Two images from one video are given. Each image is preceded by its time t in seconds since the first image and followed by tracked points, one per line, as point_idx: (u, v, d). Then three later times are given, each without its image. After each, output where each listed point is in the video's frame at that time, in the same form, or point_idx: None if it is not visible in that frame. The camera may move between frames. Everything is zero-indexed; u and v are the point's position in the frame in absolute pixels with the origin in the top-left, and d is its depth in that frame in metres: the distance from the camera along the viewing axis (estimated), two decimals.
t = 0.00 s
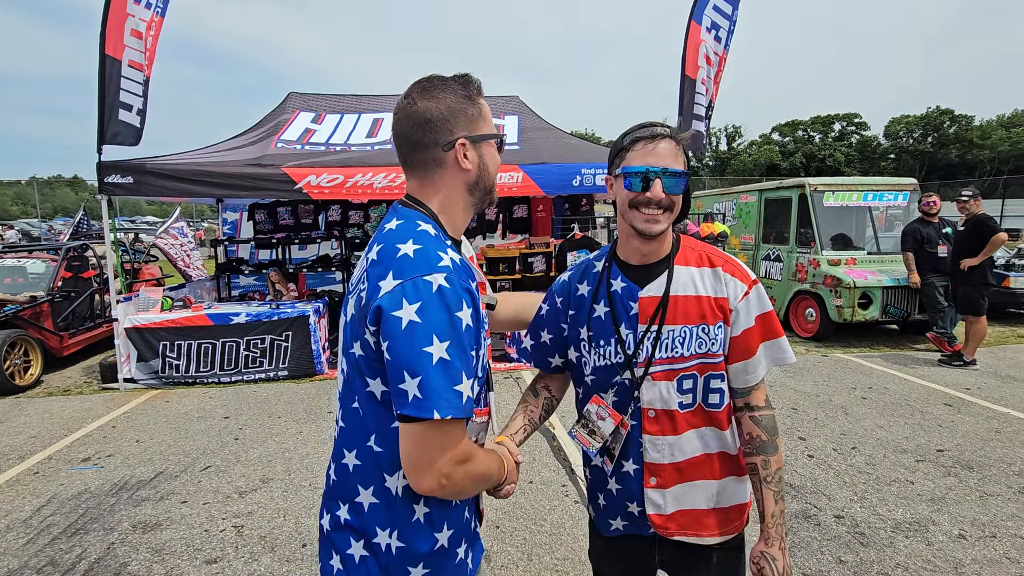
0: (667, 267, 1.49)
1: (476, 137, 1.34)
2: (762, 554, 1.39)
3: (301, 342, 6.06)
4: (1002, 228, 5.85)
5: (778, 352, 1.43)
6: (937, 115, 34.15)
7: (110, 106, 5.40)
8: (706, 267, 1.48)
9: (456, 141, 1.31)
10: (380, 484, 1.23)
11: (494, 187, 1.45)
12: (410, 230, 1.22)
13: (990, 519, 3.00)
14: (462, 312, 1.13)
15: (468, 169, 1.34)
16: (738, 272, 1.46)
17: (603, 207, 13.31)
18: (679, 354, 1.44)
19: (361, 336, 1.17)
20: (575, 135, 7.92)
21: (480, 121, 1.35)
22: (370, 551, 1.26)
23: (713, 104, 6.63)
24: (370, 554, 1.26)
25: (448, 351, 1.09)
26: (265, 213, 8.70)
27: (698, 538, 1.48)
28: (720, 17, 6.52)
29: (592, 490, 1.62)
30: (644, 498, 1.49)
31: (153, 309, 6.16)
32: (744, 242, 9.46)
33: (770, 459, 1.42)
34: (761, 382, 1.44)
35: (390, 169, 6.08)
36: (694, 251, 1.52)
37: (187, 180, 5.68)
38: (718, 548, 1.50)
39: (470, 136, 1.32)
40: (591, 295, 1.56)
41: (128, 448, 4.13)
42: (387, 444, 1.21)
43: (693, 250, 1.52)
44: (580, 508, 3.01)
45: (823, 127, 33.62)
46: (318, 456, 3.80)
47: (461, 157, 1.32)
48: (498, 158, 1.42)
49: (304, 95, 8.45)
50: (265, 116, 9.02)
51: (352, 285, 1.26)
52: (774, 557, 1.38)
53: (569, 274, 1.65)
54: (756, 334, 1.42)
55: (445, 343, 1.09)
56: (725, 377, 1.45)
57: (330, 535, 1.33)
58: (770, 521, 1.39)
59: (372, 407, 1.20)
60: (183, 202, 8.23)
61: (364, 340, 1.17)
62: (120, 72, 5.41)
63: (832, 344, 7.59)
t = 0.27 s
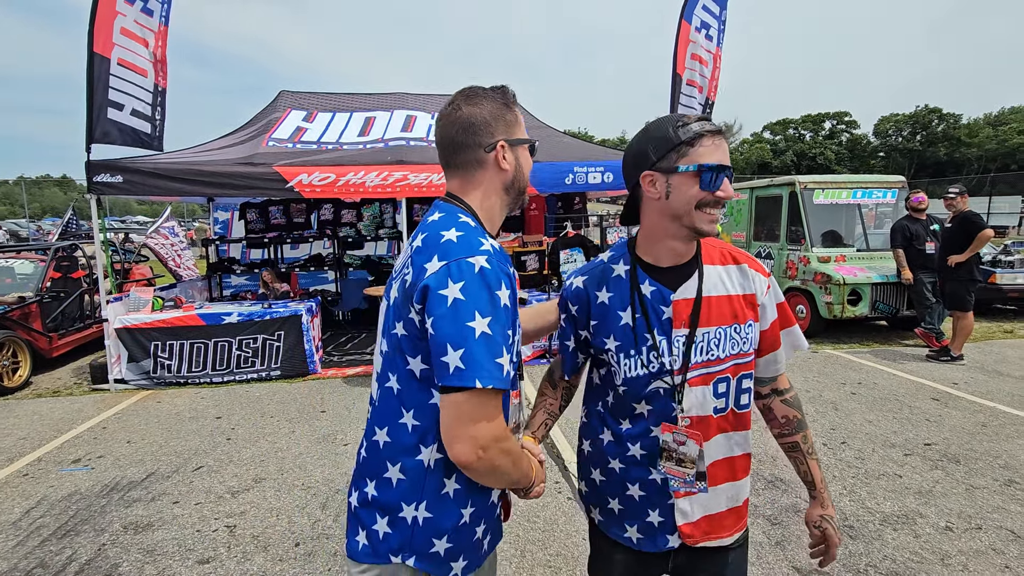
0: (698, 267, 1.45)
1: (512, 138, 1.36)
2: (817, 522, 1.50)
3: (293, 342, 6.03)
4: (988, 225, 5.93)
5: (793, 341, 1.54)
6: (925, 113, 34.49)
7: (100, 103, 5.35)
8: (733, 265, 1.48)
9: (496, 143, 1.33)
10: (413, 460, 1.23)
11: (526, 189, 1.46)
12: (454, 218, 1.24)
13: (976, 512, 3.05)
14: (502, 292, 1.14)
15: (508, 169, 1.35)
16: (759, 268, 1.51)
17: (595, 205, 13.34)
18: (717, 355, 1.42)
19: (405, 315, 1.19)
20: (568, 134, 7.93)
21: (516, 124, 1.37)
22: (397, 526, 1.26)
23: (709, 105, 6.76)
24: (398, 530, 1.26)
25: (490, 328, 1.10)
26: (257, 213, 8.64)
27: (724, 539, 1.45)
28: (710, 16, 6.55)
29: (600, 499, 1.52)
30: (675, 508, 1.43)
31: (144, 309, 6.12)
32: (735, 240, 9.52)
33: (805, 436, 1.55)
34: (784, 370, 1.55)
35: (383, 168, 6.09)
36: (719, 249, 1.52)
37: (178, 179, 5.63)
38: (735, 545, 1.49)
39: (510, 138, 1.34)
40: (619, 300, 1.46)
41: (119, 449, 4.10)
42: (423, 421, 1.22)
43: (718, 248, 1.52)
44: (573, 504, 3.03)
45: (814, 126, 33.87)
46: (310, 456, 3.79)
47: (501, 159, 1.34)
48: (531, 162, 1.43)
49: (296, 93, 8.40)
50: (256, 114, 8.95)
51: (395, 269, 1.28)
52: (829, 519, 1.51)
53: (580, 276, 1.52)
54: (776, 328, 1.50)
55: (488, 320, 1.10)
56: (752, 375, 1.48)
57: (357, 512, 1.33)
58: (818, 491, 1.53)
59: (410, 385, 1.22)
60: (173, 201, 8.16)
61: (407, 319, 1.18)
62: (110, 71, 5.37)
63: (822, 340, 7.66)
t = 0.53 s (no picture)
0: (679, 269, 1.49)
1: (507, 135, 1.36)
2: (773, 517, 1.52)
3: (289, 343, 6.03)
4: (981, 222, 5.96)
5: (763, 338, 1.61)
6: (919, 111, 34.60)
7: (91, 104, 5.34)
8: (709, 266, 1.53)
9: (483, 141, 1.36)
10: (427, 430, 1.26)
11: (535, 178, 1.41)
12: (463, 204, 1.29)
13: (967, 506, 3.07)
14: (498, 265, 1.15)
15: (503, 167, 1.36)
16: (733, 268, 1.57)
17: (591, 204, 13.36)
18: (698, 355, 1.46)
19: (417, 292, 1.24)
20: (562, 133, 7.94)
21: (513, 120, 1.37)
22: (416, 495, 1.28)
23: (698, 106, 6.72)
24: (415, 498, 1.28)
25: (484, 295, 1.11)
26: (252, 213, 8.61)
27: (717, 539, 1.47)
28: (701, 15, 6.56)
29: (590, 499, 1.50)
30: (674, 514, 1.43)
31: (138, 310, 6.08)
32: (730, 238, 9.55)
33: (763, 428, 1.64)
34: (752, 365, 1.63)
35: (377, 168, 6.09)
36: (696, 249, 1.56)
37: (172, 179, 5.62)
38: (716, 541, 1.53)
39: (502, 136, 1.35)
40: (601, 301, 1.46)
41: (114, 450, 4.09)
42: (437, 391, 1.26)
43: (695, 249, 1.56)
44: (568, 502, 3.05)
45: (809, 124, 33.96)
46: (306, 456, 3.79)
47: (489, 155, 1.36)
48: (534, 150, 1.37)
49: (291, 93, 8.38)
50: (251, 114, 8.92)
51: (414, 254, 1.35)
52: (783, 513, 1.54)
53: (560, 277, 1.53)
54: (748, 325, 1.57)
55: (481, 287, 1.11)
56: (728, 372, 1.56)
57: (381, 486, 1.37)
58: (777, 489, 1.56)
59: (423, 359, 1.25)
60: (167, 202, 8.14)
61: (418, 295, 1.23)
62: (102, 71, 5.36)
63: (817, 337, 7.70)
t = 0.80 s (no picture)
0: (652, 271, 1.53)
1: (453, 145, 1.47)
2: (715, 505, 1.60)
3: (290, 344, 6.04)
4: (980, 219, 5.95)
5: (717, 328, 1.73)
6: (919, 109, 34.58)
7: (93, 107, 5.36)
8: (677, 266, 1.60)
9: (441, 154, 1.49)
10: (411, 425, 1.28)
11: (479, 178, 1.41)
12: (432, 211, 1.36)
13: (966, 504, 3.07)
14: (440, 261, 1.17)
15: (452, 174, 1.46)
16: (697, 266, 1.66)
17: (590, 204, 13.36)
18: (669, 353, 1.52)
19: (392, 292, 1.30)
20: (561, 133, 7.95)
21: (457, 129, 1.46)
22: (403, 488, 1.30)
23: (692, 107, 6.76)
24: (403, 490, 1.30)
25: (418, 288, 1.14)
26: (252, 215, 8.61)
27: (685, 520, 1.54)
28: (699, 15, 6.60)
29: (564, 492, 1.54)
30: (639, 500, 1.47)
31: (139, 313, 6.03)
32: (730, 237, 9.55)
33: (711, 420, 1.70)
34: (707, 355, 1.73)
35: (377, 169, 6.10)
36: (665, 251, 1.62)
37: (172, 181, 5.63)
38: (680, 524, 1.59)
39: (448, 148, 1.46)
40: (579, 303, 1.46)
41: (115, 452, 4.10)
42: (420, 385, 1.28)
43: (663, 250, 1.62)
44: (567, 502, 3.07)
45: (809, 122, 33.96)
46: (306, 457, 3.80)
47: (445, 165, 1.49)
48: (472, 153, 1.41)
49: (290, 95, 8.40)
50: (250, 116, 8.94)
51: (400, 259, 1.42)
52: (724, 502, 1.61)
53: (538, 279, 1.50)
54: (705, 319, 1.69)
55: (415, 281, 1.14)
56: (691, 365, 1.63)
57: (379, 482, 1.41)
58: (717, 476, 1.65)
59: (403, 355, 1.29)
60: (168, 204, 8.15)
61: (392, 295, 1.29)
62: (102, 74, 5.37)
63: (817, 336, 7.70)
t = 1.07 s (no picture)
0: (677, 262, 1.58)
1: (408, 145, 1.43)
2: (718, 485, 1.66)
3: (293, 345, 6.05)
4: (984, 218, 5.94)
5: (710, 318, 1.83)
6: (922, 108, 34.49)
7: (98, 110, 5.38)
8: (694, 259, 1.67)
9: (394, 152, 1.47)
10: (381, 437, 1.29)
11: (430, 181, 1.39)
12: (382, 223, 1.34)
13: (973, 504, 3.06)
14: (380, 278, 1.15)
15: (407, 175, 1.43)
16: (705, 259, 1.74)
17: (592, 204, 13.37)
18: (690, 339, 1.57)
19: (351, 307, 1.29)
20: (563, 134, 7.95)
21: (410, 129, 1.42)
22: (379, 499, 1.32)
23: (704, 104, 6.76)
24: (381, 501, 1.32)
25: (360, 310, 1.13)
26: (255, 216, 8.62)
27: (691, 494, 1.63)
28: (702, 15, 6.60)
29: (585, 486, 1.53)
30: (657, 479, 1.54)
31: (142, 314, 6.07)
32: (732, 237, 9.54)
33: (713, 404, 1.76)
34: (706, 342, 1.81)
35: (379, 170, 6.10)
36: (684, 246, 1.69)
37: (176, 183, 5.65)
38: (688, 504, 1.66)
39: (402, 149, 1.43)
40: (615, 290, 1.48)
41: (120, 453, 4.11)
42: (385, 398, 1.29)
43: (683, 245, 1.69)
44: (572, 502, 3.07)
45: (811, 122, 33.91)
46: (311, 457, 3.81)
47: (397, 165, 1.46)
48: (420, 155, 1.38)
49: (293, 96, 8.42)
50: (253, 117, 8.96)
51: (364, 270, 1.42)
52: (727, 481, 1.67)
53: (576, 267, 1.50)
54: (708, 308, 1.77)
55: (357, 303, 1.13)
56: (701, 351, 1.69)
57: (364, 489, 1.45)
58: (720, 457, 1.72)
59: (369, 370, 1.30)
60: (171, 206, 8.17)
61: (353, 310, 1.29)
62: (106, 76, 5.39)
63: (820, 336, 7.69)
